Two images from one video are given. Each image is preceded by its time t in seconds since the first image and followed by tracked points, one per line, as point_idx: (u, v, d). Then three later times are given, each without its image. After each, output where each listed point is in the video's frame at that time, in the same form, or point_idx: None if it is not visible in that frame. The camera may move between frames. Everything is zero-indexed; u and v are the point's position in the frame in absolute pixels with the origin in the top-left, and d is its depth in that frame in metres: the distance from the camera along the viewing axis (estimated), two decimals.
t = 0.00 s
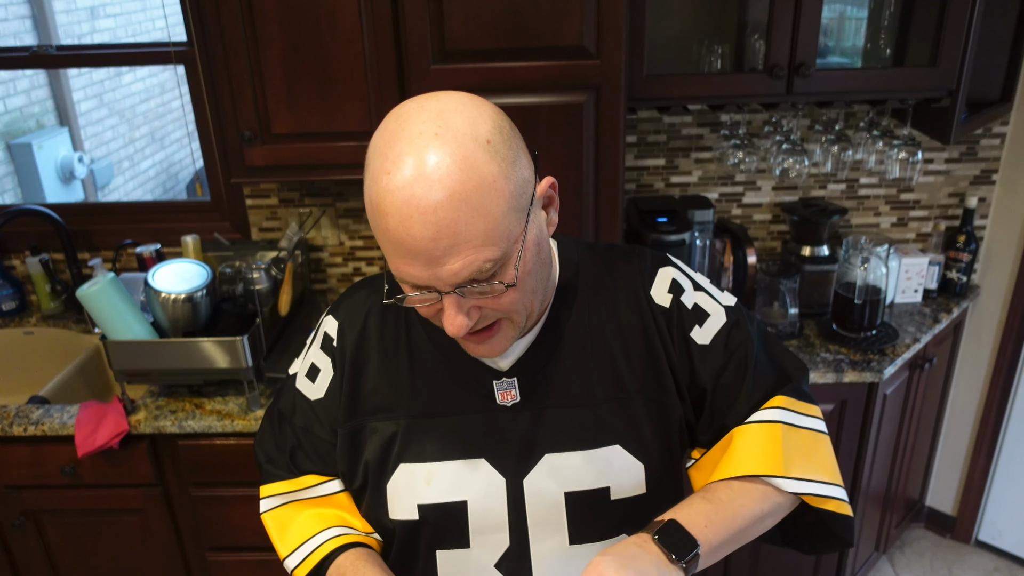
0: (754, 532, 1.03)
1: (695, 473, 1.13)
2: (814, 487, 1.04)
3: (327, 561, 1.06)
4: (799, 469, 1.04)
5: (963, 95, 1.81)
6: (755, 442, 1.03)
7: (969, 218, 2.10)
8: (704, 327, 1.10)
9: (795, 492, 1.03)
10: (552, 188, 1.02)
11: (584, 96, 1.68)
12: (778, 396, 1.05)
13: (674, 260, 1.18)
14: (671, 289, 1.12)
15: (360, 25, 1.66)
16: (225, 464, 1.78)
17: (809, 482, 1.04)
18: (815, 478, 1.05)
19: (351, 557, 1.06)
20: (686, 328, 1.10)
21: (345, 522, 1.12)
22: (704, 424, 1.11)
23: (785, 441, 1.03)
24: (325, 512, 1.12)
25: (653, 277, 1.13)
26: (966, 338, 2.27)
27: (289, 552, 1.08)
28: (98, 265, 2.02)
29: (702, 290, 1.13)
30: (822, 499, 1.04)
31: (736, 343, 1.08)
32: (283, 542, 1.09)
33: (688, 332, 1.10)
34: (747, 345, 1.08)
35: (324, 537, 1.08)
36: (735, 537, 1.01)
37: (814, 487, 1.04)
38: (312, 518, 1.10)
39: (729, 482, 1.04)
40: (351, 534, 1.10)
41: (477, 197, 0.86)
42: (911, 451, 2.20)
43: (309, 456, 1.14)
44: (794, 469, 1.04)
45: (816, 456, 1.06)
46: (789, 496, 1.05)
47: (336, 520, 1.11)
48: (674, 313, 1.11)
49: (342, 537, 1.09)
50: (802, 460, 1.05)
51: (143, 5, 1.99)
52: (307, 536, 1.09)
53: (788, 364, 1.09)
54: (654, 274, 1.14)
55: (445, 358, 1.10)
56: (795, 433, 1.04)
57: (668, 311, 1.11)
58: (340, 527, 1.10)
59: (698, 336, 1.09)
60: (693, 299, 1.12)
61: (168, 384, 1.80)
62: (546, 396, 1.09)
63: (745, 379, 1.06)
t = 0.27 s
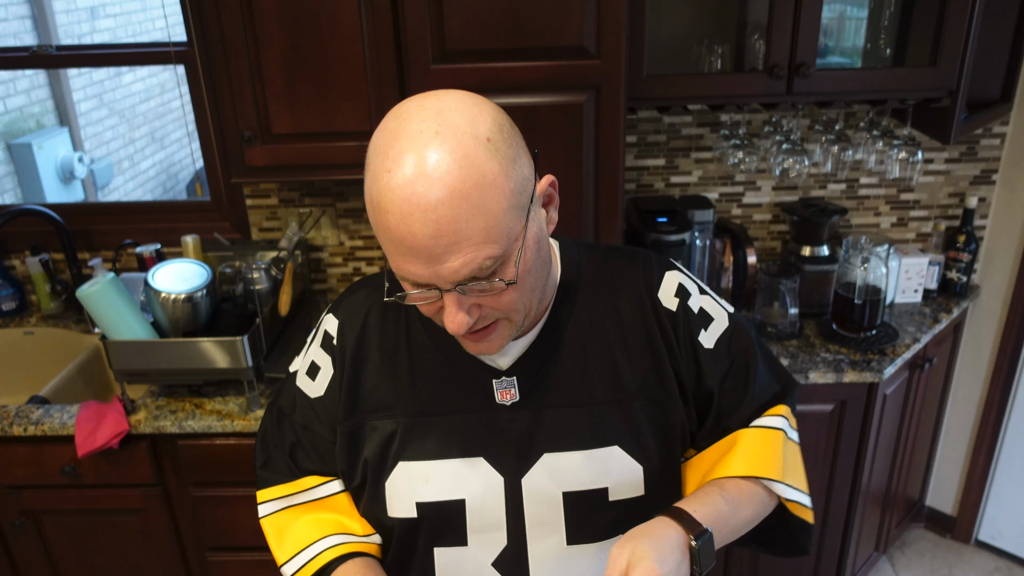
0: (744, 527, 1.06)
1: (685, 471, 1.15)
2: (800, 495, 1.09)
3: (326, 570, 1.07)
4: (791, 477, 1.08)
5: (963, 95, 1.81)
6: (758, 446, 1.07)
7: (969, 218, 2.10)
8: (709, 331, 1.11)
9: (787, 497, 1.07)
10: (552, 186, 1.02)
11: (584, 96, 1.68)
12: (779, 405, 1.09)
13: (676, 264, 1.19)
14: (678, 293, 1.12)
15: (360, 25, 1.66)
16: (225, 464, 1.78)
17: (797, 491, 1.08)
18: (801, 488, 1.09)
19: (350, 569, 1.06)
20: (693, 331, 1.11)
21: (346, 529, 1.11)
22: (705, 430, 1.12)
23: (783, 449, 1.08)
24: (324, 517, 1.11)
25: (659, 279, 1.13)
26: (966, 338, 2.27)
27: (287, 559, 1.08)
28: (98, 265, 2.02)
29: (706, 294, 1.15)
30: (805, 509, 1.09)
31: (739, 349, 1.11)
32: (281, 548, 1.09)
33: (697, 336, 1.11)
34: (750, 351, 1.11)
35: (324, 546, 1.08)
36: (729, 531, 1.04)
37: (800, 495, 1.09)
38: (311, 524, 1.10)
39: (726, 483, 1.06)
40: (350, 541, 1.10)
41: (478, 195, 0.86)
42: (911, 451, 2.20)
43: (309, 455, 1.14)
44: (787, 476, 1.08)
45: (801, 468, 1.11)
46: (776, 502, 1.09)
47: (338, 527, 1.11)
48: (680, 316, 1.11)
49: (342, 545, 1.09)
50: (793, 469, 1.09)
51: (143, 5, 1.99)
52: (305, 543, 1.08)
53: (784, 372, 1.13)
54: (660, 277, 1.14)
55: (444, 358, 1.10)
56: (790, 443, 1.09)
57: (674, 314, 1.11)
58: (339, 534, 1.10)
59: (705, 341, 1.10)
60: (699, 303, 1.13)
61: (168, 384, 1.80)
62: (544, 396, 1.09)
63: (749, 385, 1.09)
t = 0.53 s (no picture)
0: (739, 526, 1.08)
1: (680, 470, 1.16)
2: (786, 507, 1.11)
3: (325, 570, 1.07)
4: (781, 489, 1.11)
5: (963, 95, 1.81)
6: (755, 453, 1.09)
7: (969, 218, 2.10)
8: (703, 336, 1.13)
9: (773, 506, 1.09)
10: (557, 167, 1.03)
11: (584, 97, 1.68)
12: (777, 417, 1.11)
13: (674, 267, 1.19)
14: (676, 296, 1.13)
15: (360, 25, 1.66)
16: (224, 464, 1.78)
17: (784, 502, 1.11)
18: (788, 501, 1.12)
19: (350, 570, 1.07)
20: (689, 335, 1.12)
21: (346, 531, 1.12)
22: (698, 436, 1.14)
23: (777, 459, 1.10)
24: (323, 518, 1.12)
25: (659, 281, 1.14)
26: (966, 338, 2.27)
27: (285, 559, 1.09)
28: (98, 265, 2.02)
29: (703, 299, 1.16)
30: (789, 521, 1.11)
31: (730, 356, 1.14)
32: (281, 548, 1.10)
33: (692, 340, 1.12)
34: (742, 359, 1.13)
35: (322, 546, 1.09)
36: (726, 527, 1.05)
37: (786, 507, 1.11)
38: (310, 524, 1.11)
39: (721, 485, 1.08)
40: (349, 543, 1.11)
41: (491, 140, 0.87)
42: (911, 451, 2.20)
43: (309, 456, 1.14)
44: (777, 486, 1.10)
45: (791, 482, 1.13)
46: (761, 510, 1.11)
47: (337, 529, 1.11)
48: (677, 319, 1.12)
49: (341, 545, 1.10)
50: (783, 481, 1.11)
51: (143, 5, 1.99)
52: (304, 544, 1.09)
53: (776, 382, 1.15)
54: (659, 280, 1.14)
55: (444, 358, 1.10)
56: (784, 455, 1.12)
57: (671, 317, 1.12)
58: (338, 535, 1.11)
59: (700, 344, 1.12)
60: (696, 307, 1.14)
61: (168, 384, 1.80)
62: (544, 396, 1.09)
63: (743, 389, 1.12)
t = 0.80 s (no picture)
0: (741, 517, 1.08)
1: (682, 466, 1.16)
2: (782, 504, 1.11)
3: (321, 560, 1.06)
4: (778, 486, 1.11)
5: (963, 95, 1.81)
6: (754, 444, 1.10)
7: (969, 218, 2.10)
8: (708, 338, 1.14)
9: (770, 502, 1.09)
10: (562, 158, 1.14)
11: (584, 96, 1.68)
12: (778, 416, 1.13)
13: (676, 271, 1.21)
14: (680, 300, 1.15)
15: (360, 25, 1.66)
16: (224, 463, 1.78)
17: (780, 500, 1.11)
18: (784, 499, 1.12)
19: (346, 559, 1.06)
20: (693, 337, 1.13)
21: (341, 524, 1.11)
22: (702, 436, 1.14)
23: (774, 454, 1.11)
24: (320, 511, 1.11)
25: (662, 285, 1.15)
26: (966, 338, 2.27)
27: (282, 550, 1.08)
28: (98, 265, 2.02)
29: (706, 302, 1.18)
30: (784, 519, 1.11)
31: (734, 357, 1.15)
32: (277, 539, 1.09)
33: (696, 343, 1.13)
34: (746, 360, 1.15)
35: (318, 537, 1.08)
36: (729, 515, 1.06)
37: (783, 504, 1.11)
38: (307, 517, 1.10)
39: (722, 474, 1.09)
40: (346, 535, 1.10)
41: (503, 85, 0.99)
42: (911, 450, 2.20)
43: (306, 454, 1.14)
44: (774, 483, 1.11)
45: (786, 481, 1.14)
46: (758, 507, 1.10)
47: (332, 522, 1.11)
48: (681, 322, 1.13)
49: (337, 537, 1.09)
50: (779, 479, 1.12)
51: (143, 5, 1.99)
52: (301, 535, 1.08)
53: (779, 383, 1.18)
54: (663, 283, 1.16)
55: (444, 356, 1.10)
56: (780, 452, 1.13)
57: (675, 320, 1.13)
58: (335, 528, 1.10)
59: (704, 346, 1.13)
60: (700, 310, 1.16)
61: (168, 384, 1.80)
62: (544, 396, 1.09)
63: (746, 393, 1.13)
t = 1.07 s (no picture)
0: (735, 518, 1.07)
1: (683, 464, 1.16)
2: (779, 504, 1.11)
3: (316, 556, 1.06)
4: (775, 485, 1.11)
5: (963, 95, 1.81)
6: (752, 443, 1.10)
7: (969, 218, 2.10)
8: (708, 340, 1.14)
9: (767, 501, 1.09)
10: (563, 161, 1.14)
11: (584, 96, 1.68)
12: (777, 415, 1.14)
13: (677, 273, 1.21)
14: (680, 301, 1.15)
15: (361, 25, 1.66)
16: (224, 463, 1.78)
17: (777, 499, 1.11)
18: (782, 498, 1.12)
19: (342, 555, 1.06)
20: (694, 339, 1.13)
21: (338, 520, 1.11)
22: (702, 436, 1.14)
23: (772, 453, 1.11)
24: (318, 507, 1.11)
25: (663, 286, 1.15)
26: (966, 338, 2.27)
27: (280, 544, 1.08)
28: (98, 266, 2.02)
29: (707, 304, 1.18)
30: (781, 518, 1.11)
31: (734, 359, 1.15)
32: (275, 535, 1.09)
33: (697, 344, 1.13)
34: (746, 362, 1.15)
35: (315, 532, 1.08)
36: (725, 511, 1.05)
37: (780, 504, 1.11)
38: (305, 513, 1.10)
39: (719, 471, 1.09)
40: (343, 531, 1.10)
41: (505, 80, 1.00)
42: (911, 450, 2.20)
43: (306, 450, 1.14)
44: (771, 481, 1.11)
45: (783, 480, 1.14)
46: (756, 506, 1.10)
47: (330, 517, 1.11)
48: (682, 323, 1.13)
49: (334, 532, 1.09)
50: (776, 478, 1.12)
51: (143, 5, 1.99)
52: (298, 530, 1.08)
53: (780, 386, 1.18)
54: (664, 284, 1.16)
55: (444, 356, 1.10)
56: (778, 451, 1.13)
57: (676, 321, 1.13)
58: (332, 524, 1.10)
59: (704, 348, 1.13)
60: (701, 312, 1.15)
61: (168, 384, 1.80)
62: (543, 395, 1.09)
63: (746, 395, 1.13)
